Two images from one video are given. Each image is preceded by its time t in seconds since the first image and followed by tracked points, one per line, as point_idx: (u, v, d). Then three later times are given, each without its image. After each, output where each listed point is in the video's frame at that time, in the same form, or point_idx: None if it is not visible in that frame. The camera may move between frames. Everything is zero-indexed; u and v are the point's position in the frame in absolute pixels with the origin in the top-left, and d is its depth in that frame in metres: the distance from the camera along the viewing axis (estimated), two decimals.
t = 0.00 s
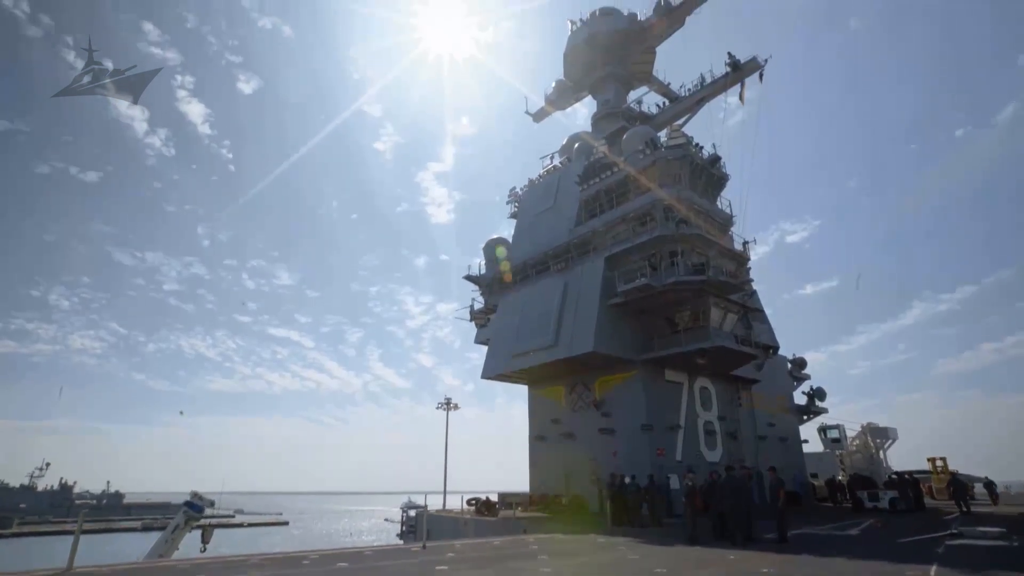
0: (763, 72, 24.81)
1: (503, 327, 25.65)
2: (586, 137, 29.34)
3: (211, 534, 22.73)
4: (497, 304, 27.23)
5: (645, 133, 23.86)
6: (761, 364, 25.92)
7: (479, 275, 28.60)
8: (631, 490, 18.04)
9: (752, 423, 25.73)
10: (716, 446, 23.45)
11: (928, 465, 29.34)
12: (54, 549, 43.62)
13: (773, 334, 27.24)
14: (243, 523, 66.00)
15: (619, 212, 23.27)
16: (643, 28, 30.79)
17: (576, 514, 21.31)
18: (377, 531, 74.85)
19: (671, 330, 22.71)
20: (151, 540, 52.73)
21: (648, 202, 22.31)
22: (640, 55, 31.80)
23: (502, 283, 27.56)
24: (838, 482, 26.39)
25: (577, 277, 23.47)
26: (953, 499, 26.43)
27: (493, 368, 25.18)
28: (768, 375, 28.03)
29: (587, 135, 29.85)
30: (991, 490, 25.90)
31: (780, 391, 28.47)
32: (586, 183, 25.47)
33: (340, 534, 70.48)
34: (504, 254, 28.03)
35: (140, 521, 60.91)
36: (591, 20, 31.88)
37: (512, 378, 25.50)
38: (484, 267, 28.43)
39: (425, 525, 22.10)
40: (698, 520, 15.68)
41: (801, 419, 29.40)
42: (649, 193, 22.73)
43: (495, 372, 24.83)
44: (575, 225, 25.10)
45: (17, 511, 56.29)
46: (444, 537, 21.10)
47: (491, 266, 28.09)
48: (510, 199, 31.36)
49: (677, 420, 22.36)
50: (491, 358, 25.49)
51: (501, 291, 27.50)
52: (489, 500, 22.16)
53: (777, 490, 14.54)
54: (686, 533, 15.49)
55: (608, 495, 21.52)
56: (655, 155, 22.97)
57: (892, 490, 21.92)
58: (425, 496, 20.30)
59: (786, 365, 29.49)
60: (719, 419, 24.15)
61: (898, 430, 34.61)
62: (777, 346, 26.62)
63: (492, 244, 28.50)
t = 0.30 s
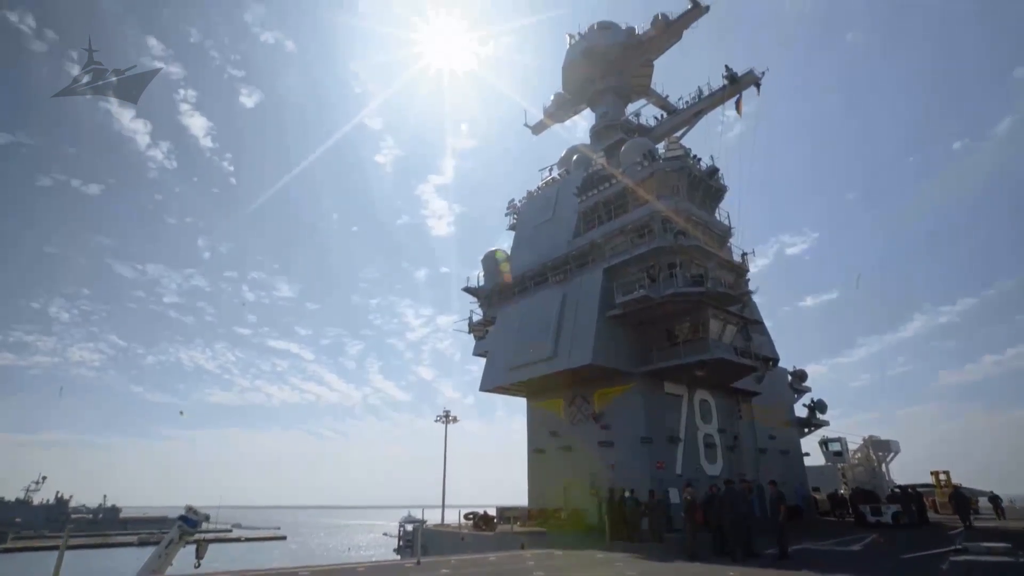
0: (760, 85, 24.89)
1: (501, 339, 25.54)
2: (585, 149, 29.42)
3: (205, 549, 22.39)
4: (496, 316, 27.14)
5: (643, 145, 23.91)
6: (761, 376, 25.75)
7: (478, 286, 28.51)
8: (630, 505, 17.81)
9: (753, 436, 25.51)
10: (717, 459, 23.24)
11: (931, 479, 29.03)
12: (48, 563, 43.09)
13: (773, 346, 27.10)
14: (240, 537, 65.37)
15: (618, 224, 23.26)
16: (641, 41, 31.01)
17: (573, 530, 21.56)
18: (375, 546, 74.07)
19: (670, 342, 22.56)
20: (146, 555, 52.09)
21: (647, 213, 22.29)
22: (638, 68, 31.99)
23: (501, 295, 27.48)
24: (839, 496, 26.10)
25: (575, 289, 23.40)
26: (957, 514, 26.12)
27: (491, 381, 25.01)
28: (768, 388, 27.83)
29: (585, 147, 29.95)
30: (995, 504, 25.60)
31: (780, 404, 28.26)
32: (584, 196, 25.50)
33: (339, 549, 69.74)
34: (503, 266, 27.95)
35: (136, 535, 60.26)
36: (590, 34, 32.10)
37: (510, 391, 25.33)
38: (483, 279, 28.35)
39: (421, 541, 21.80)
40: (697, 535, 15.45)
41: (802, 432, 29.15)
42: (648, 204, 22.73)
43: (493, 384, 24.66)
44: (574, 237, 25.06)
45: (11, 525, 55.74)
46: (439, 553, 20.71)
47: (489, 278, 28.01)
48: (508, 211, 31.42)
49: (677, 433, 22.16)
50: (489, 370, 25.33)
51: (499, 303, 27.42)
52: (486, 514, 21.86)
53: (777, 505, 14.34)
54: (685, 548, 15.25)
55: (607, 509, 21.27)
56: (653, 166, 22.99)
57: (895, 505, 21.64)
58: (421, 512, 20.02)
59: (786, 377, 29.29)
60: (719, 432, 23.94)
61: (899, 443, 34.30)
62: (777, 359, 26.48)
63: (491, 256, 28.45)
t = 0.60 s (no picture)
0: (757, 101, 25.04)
1: (500, 355, 25.39)
2: (583, 165, 29.54)
3: (197, 569, 21.99)
4: (494, 332, 27.02)
5: (641, 160, 23.98)
6: (761, 392, 25.55)
7: (476, 302, 28.42)
8: (630, 524, 17.53)
9: (754, 453, 25.23)
10: (718, 477, 22.95)
11: (936, 497, 28.62)
12: None
13: (773, 362, 26.92)
14: (236, 557, 64.51)
15: (616, 239, 23.24)
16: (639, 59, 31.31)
17: (575, 547, 21.14)
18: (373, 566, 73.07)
19: (670, 358, 22.38)
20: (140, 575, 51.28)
21: (645, 228, 22.28)
22: (636, 85, 32.25)
23: (499, 311, 27.38)
24: (843, 514, 25.72)
25: (574, 305, 23.31)
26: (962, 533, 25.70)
27: (489, 397, 24.79)
28: (769, 404, 27.61)
29: (583, 163, 30.08)
30: (1002, 523, 25.21)
31: (781, 420, 28.00)
32: (582, 211, 25.54)
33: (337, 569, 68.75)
34: (501, 281, 27.88)
35: (130, 554, 59.41)
36: (587, 52, 32.42)
37: (508, 407, 25.11)
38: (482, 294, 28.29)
39: (418, 561, 21.42)
40: (697, 554, 15.17)
41: (804, 449, 28.83)
42: (645, 220, 22.74)
43: (491, 400, 24.44)
44: (572, 252, 25.03)
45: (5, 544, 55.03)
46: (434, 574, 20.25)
47: (488, 293, 27.94)
48: (507, 227, 31.46)
49: (677, 450, 21.91)
50: (487, 386, 25.13)
51: (498, 319, 27.31)
52: (484, 533, 21.50)
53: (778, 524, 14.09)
54: (685, 569, 14.96)
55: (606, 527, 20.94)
56: (651, 182, 23.03)
57: (899, 523, 21.29)
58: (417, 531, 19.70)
59: (787, 393, 29.07)
60: (719, 449, 23.66)
61: (902, 460, 33.94)
62: (778, 374, 26.31)
63: (489, 271, 28.40)
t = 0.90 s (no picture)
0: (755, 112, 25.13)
1: (498, 367, 25.27)
2: (581, 176, 29.61)
3: None
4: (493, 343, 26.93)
5: (639, 171, 24.01)
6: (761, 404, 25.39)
7: (474, 313, 28.35)
8: (629, 537, 17.32)
9: (755, 465, 25.02)
10: (718, 489, 22.76)
11: (940, 509, 28.32)
12: None
13: (773, 373, 26.79)
14: (231, 570, 63.96)
15: (614, 250, 23.22)
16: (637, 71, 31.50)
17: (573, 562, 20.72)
18: None
19: (669, 369, 22.24)
20: None
21: (643, 239, 22.27)
22: (634, 97, 32.40)
23: (498, 322, 27.28)
24: (845, 527, 25.44)
25: (572, 316, 23.23)
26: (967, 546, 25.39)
27: (487, 409, 24.61)
28: (770, 415, 27.43)
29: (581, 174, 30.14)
30: (1007, 536, 24.90)
31: (782, 431, 27.79)
32: (580, 222, 25.56)
33: None
34: (500, 292, 27.82)
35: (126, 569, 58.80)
36: (585, 64, 32.61)
37: (506, 419, 24.96)
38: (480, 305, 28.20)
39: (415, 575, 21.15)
40: (697, 569, 14.96)
41: (805, 461, 28.61)
42: (644, 230, 22.72)
43: (489, 412, 24.29)
44: (571, 263, 25.00)
45: None
46: None
47: (486, 304, 27.87)
48: (506, 238, 31.47)
49: (677, 462, 21.74)
50: (485, 398, 24.97)
51: (496, 330, 27.22)
52: (482, 547, 21.25)
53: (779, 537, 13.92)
54: None
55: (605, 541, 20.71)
56: (650, 193, 23.05)
57: (903, 536, 21.04)
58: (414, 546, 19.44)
59: (788, 404, 28.88)
60: (720, 461, 23.46)
61: (906, 472, 33.67)
62: (777, 385, 26.18)
63: (488, 282, 28.35)
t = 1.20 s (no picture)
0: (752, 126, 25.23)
1: (496, 381, 25.09)
2: (579, 190, 29.67)
3: None
4: (490, 357, 26.78)
5: (637, 185, 24.05)
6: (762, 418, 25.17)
7: (472, 327, 28.20)
8: (628, 554, 17.03)
9: (756, 481, 24.72)
10: (719, 505, 22.46)
11: (945, 525, 27.94)
12: None
13: (773, 387, 26.59)
14: None
15: (613, 263, 23.15)
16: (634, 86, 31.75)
17: None
18: None
19: (668, 383, 22.06)
20: None
21: (641, 252, 22.23)
22: (631, 111, 32.61)
23: (496, 336, 27.15)
24: (849, 544, 25.08)
25: (570, 329, 23.11)
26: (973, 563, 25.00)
27: (484, 424, 24.40)
28: (771, 430, 27.18)
29: (579, 188, 30.22)
30: (1014, 553, 24.52)
31: (784, 446, 27.52)
32: (578, 235, 25.55)
33: None
34: (498, 305, 27.74)
35: None
36: (583, 79, 32.84)
37: (504, 434, 24.72)
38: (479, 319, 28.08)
39: None
40: None
41: (807, 476, 28.28)
42: (642, 243, 22.69)
43: (486, 427, 24.06)
44: (569, 277, 24.93)
45: None
46: None
47: (484, 318, 27.76)
48: (504, 252, 31.46)
49: (677, 477, 21.48)
50: (483, 413, 24.76)
51: (494, 344, 27.09)
52: (479, 565, 20.90)
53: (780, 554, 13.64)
54: None
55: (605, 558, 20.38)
56: (647, 206, 23.06)
57: (907, 554, 20.69)
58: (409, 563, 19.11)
59: (789, 419, 28.64)
60: (720, 476, 23.19)
61: (909, 487, 33.31)
62: (778, 399, 25.97)
63: (486, 296, 28.28)
